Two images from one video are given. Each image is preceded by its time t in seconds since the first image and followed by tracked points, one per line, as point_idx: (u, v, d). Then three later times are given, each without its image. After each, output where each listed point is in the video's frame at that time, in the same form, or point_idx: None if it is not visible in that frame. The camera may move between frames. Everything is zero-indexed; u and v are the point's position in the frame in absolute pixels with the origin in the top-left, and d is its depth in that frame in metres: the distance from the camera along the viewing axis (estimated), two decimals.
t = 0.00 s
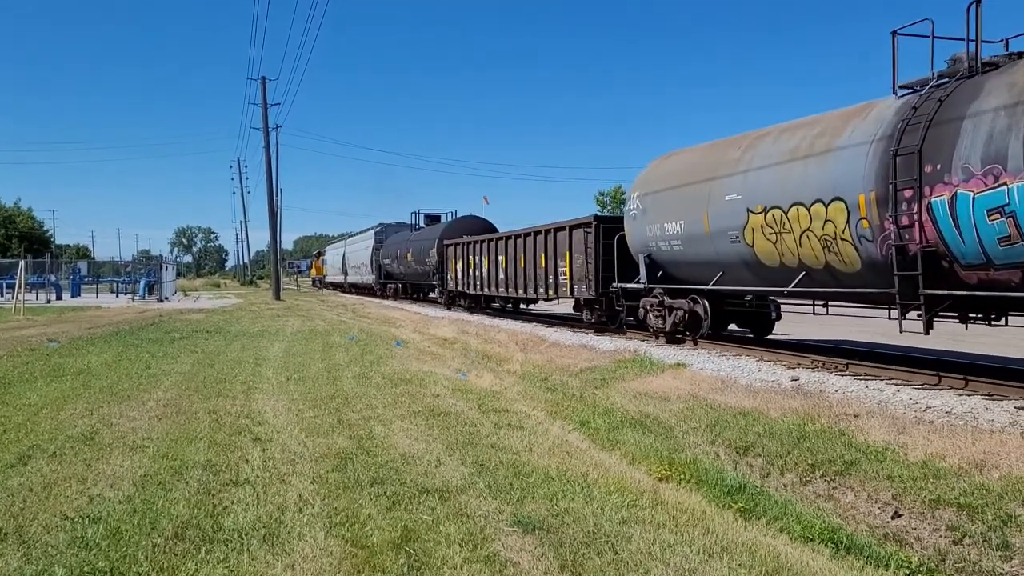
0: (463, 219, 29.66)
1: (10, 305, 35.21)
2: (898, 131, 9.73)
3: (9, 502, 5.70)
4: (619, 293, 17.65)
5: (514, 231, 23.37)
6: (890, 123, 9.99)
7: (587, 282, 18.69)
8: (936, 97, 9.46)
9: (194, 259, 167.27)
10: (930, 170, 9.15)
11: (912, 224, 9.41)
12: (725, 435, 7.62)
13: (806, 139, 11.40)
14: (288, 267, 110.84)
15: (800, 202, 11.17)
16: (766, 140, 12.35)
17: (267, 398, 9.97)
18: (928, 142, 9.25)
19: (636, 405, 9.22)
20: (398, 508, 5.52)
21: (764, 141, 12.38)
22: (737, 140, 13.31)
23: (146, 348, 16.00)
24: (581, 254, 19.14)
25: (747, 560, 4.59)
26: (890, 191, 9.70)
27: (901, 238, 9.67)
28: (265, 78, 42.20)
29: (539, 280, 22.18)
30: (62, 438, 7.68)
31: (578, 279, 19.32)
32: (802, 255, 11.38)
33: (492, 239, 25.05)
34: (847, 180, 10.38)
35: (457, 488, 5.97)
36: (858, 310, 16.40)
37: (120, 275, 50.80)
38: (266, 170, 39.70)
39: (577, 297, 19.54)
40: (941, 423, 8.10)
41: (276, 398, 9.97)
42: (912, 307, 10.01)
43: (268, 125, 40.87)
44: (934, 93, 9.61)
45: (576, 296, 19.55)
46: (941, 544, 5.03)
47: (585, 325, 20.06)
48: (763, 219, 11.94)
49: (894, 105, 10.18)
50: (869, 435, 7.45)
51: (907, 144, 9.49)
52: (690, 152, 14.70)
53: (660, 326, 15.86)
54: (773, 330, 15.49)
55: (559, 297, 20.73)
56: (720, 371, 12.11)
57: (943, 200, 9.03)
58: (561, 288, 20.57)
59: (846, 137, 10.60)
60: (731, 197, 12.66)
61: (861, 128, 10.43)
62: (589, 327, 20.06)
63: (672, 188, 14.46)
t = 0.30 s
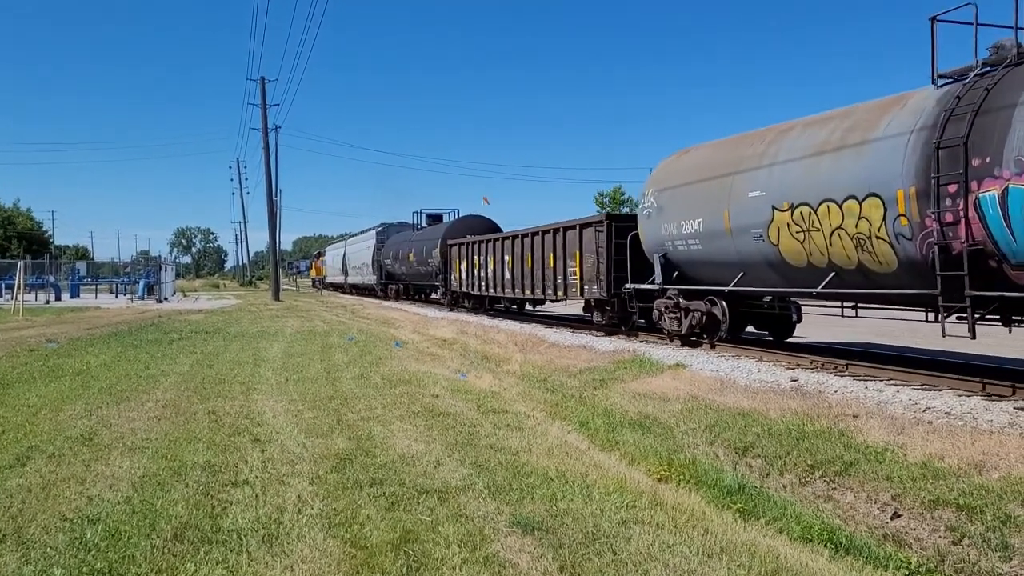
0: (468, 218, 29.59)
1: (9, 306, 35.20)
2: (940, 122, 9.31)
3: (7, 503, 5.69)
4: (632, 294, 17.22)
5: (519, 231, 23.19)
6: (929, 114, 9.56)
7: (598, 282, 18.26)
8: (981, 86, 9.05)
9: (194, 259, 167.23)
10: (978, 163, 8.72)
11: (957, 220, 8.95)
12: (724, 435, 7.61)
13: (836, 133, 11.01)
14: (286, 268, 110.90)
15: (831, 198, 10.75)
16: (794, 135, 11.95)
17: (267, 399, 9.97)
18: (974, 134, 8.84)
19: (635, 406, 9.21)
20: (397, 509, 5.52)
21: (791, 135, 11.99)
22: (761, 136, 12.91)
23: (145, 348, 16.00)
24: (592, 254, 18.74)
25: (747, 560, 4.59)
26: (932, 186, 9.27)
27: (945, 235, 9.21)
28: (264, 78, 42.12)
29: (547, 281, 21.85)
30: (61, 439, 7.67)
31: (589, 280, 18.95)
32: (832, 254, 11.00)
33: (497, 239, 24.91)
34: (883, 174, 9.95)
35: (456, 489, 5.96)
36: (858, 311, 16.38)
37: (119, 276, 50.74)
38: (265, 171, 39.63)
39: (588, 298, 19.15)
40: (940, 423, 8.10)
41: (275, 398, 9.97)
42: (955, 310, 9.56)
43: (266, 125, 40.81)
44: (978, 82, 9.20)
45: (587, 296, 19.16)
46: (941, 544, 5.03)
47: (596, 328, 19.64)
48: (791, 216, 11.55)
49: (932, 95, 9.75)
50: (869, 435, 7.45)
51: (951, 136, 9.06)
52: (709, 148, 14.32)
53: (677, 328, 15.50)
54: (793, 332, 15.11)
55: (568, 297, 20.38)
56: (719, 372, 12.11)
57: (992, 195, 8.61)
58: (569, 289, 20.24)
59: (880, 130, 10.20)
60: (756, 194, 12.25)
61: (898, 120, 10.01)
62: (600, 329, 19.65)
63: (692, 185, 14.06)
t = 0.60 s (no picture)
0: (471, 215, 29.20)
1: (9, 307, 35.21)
2: (990, 112, 8.74)
3: (7, 504, 5.69)
4: (646, 295, 16.69)
5: (523, 231, 23.00)
6: (976, 103, 9.00)
7: (611, 284, 17.71)
8: None
9: (194, 260, 167.27)
10: None
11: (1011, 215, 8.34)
12: (723, 436, 7.60)
13: (869, 125, 10.47)
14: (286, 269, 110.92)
15: (867, 193, 10.20)
16: (822, 128, 11.42)
17: (266, 400, 9.97)
18: None
19: (635, 407, 9.20)
20: (397, 510, 5.52)
21: (819, 129, 11.46)
22: (785, 130, 12.38)
23: (145, 349, 16.01)
24: (604, 255, 18.18)
25: (746, 561, 4.59)
26: (981, 180, 8.69)
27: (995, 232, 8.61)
28: (264, 79, 42.09)
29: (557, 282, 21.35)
30: (60, 440, 7.66)
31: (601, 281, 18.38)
32: (866, 252, 10.43)
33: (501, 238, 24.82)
34: (924, 168, 9.39)
35: (456, 490, 5.96)
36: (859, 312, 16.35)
37: (120, 276, 50.73)
38: (265, 172, 39.61)
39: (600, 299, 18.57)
40: (940, 424, 8.09)
41: (275, 399, 9.97)
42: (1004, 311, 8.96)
43: (266, 126, 40.78)
44: None
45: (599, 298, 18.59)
46: (941, 545, 5.03)
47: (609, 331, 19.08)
48: (822, 213, 10.97)
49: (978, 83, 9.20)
50: (868, 436, 7.44)
51: (1003, 126, 8.49)
52: (729, 143, 13.79)
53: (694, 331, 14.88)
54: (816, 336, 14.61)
55: (579, 299, 19.86)
56: (719, 373, 12.09)
57: None
58: (579, 290, 19.72)
59: (919, 121, 9.67)
60: (783, 191, 11.71)
61: (940, 111, 9.45)
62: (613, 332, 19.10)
63: (712, 182, 13.51)
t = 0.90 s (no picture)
0: (474, 215, 28.95)
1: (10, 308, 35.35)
2: None
3: (8, 506, 5.69)
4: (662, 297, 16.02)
5: (526, 231, 22.79)
6: None
7: (624, 285, 17.02)
8: None
9: (194, 261, 167.29)
10: None
11: None
12: (724, 438, 7.60)
13: (907, 116, 9.78)
14: (286, 270, 111.02)
15: (906, 189, 9.53)
16: (853, 120, 10.73)
17: (266, 401, 9.98)
18: None
19: (634, 408, 9.21)
20: (397, 511, 5.51)
21: (851, 121, 10.78)
22: (813, 123, 11.70)
23: (146, 350, 16.03)
24: (617, 255, 17.49)
25: (746, 562, 4.59)
26: None
27: None
28: (264, 79, 42.11)
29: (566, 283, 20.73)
30: (61, 441, 7.67)
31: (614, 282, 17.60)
32: (905, 251, 9.79)
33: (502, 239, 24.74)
34: (971, 161, 8.72)
35: (456, 491, 5.97)
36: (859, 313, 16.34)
37: (120, 277, 50.83)
38: (264, 174, 39.66)
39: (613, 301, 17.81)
40: (940, 425, 8.09)
41: (275, 400, 9.98)
42: None
43: (266, 127, 40.80)
44: None
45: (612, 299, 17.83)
46: (941, 546, 5.03)
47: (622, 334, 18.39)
48: (856, 210, 10.30)
49: None
50: (868, 438, 7.44)
51: None
52: (751, 139, 13.12)
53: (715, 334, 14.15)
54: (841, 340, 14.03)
55: (590, 300, 19.22)
56: (719, 374, 12.09)
57: None
58: (590, 291, 19.06)
59: (964, 110, 8.99)
60: (813, 188, 11.02)
61: (986, 100, 8.76)
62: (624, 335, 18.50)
63: (735, 178, 12.84)
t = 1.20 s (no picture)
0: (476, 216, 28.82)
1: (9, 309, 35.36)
2: None
3: (7, 507, 5.68)
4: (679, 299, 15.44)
5: (528, 232, 22.60)
6: None
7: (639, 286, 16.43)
8: None
9: (194, 262, 167.25)
10: None
11: None
12: (724, 438, 7.60)
13: (951, 106, 9.12)
14: (286, 271, 111.07)
15: (955, 184, 8.91)
16: (889, 111, 10.07)
17: (266, 402, 9.98)
18: None
19: (635, 409, 9.21)
20: (397, 512, 5.51)
21: (886, 111, 10.12)
22: (843, 115, 11.04)
23: (145, 351, 16.02)
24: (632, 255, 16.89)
25: (747, 564, 4.58)
26: None
27: None
28: (263, 80, 42.14)
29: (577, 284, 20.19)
30: (60, 442, 7.66)
31: (629, 283, 17.03)
32: (952, 250, 9.21)
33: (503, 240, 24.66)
34: None
35: (457, 492, 5.96)
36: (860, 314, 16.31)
37: (119, 278, 50.94)
38: (264, 175, 39.69)
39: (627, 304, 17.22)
40: (940, 426, 8.09)
41: (275, 401, 9.98)
42: None
43: (265, 128, 40.82)
44: None
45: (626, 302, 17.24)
46: (941, 547, 5.03)
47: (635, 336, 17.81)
48: (897, 206, 9.66)
49: None
50: (869, 439, 7.44)
51: None
52: (776, 133, 12.46)
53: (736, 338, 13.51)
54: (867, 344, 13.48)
55: (602, 302, 18.70)
56: (719, 375, 12.08)
57: None
58: (602, 293, 18.57)
59: (1016, 99, 8.34)
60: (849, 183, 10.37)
61: None
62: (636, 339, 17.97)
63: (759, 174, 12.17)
